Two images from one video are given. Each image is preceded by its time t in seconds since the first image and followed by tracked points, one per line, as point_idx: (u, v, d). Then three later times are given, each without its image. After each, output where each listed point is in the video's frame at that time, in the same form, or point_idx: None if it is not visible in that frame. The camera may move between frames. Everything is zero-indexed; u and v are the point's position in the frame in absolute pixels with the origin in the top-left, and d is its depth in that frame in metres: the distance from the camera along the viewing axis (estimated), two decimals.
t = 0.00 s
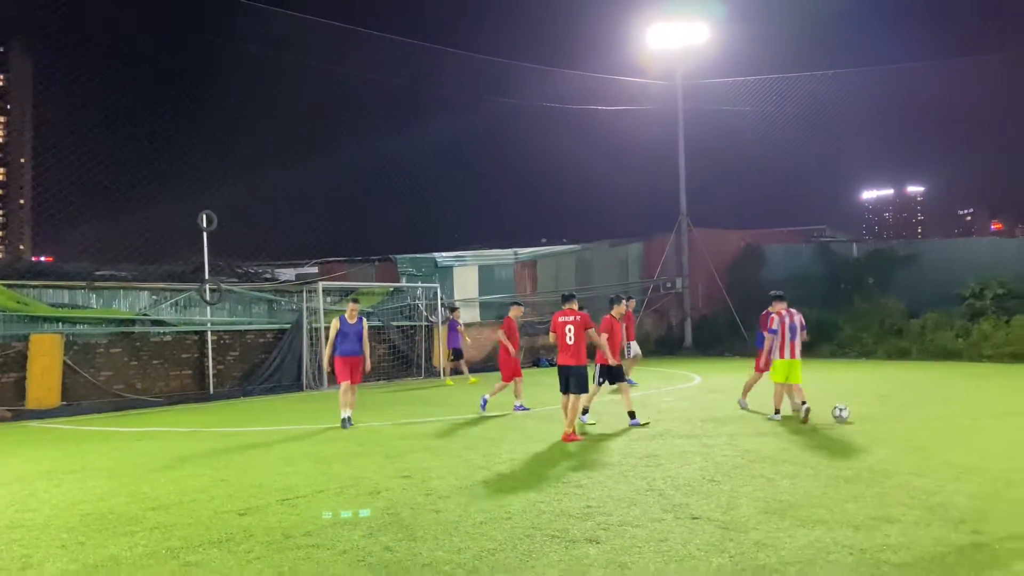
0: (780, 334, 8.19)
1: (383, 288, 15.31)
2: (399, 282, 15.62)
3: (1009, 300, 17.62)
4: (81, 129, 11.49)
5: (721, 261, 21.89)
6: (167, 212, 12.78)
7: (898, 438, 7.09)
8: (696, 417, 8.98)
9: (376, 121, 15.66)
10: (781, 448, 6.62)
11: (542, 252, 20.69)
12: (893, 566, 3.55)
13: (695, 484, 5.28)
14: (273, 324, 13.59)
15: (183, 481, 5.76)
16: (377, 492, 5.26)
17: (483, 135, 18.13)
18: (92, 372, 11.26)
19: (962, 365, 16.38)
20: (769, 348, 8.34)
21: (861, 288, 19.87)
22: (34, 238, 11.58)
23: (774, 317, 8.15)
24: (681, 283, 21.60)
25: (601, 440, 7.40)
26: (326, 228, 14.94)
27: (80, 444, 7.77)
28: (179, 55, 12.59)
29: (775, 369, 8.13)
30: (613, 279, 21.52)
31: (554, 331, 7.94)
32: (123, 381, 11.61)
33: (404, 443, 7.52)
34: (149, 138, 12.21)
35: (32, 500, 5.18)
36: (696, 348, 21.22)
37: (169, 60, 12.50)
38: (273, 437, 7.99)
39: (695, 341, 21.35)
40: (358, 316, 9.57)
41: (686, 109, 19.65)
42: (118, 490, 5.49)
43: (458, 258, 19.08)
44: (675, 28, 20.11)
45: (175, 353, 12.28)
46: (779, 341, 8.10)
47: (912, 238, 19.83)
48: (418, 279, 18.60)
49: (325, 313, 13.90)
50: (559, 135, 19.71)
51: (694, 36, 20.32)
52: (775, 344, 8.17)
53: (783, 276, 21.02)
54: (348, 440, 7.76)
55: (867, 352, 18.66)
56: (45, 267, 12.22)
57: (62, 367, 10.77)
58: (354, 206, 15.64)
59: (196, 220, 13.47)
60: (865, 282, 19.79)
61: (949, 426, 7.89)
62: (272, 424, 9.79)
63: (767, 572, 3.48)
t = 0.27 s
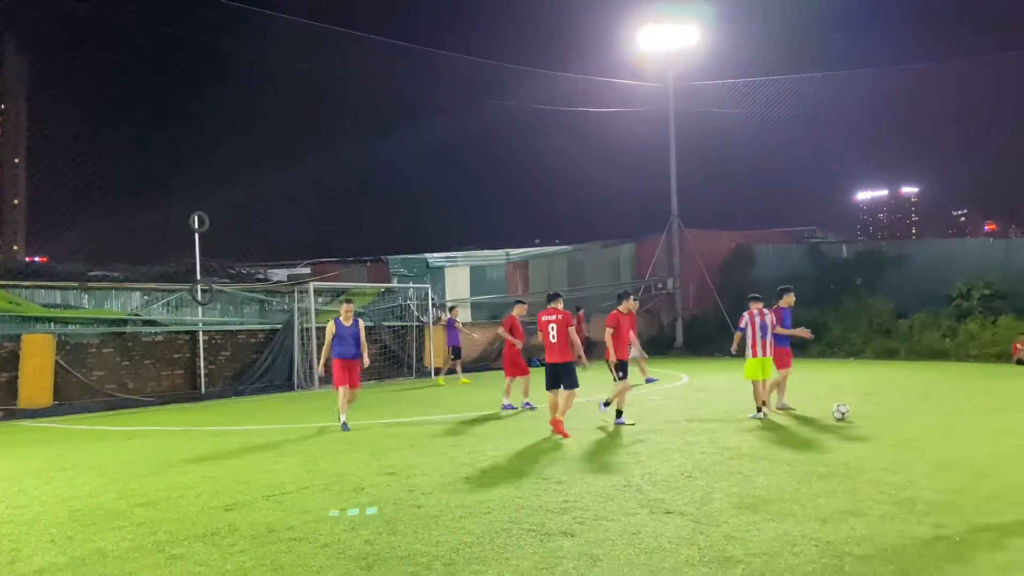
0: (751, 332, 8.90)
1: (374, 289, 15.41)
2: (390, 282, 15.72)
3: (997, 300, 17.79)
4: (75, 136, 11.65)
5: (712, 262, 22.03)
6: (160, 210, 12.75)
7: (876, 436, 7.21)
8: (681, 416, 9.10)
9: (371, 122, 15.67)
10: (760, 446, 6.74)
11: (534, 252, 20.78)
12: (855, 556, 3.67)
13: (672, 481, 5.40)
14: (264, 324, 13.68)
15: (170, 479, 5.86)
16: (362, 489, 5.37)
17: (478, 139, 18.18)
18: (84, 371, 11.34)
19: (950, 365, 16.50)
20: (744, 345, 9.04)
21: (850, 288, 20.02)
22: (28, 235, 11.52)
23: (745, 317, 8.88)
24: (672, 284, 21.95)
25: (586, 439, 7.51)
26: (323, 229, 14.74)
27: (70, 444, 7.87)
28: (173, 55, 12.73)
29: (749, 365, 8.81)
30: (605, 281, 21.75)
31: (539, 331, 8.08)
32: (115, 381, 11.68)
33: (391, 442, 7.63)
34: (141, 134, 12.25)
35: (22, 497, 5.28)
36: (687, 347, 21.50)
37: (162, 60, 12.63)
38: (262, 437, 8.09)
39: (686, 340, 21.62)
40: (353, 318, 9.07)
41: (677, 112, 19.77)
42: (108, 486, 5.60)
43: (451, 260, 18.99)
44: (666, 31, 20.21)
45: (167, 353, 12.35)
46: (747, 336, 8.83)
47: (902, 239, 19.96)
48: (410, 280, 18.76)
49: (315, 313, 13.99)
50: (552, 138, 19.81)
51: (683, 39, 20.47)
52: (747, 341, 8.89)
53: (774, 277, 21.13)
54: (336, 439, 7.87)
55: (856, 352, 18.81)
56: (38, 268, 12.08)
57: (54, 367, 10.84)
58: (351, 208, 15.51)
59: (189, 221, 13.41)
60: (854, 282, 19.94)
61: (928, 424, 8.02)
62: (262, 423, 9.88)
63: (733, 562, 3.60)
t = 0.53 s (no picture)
0: (726, 333, 9.46)
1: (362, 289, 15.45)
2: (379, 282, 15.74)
3: (981, 299, 18.00)
4: (67, 141, 11.76)
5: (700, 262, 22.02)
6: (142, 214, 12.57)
7: (853, 432, 7.32)
8: (661, 415, 9.21)
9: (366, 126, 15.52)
10: (738, 443, 6.84)
11: (524, 252, 20.10)
12: (816, 547, 3.77)
13: (646, 475, 5.50)
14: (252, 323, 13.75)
15: (153, 476, 5.93)
16: (341, 484, 5.45)
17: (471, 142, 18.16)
18: (72, 370, 11.37)
19: (933, 365, 16.68)
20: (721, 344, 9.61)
21: (837, 288, 20.19)
22: (17, 234, 11.62)
23: (723, 318, 9.43)
24: (661, 284, 21.58)
25: (566, 436, 7.62)
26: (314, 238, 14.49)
27: (56, 441, 7.92)
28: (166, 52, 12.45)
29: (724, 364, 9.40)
30: (596, 280, 20.95)
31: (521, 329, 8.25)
32: (103, 379, 11.73)
33: (373, 440, 7.71)
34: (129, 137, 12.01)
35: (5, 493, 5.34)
36: (675, 348, 21.43)
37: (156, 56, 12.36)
38: (245, 435, 8.16)
39: (674, 341, 21.52)
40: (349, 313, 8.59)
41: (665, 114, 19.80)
42: (90, 482, 5.67)
43: (440, 261, 18.72)
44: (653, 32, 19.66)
45: (154, 352, 12.41)
46: (723, 337, 9.40)
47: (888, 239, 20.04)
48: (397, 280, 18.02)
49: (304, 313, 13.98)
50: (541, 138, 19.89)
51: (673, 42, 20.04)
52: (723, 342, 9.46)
53: (762, 277, 21.21)
54: (319, 438, 7.94)
55: (842, 352, 18.97)
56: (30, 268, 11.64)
57: (41, 366, 10.86)
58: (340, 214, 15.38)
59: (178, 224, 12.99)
60: (840, 282, 20.11)
61: (905, 421, 8.14)
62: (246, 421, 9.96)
63: (696, 552, 3.70)
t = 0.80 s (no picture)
0: (702, 329, 9.77)
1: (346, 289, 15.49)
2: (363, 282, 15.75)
3: (962, 300, 18.17)
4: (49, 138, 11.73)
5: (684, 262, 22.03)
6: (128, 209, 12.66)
7: (827, 430, 7.40)
8: (639, 413, 9.32)
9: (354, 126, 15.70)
10: (712, 439, 6.91)
11: (510, 252, 19.95)
12: (775, 537, 3.86)
13: (617, 471, 5.57)
14: (235, 322, 13.78)
15: (128, 472, 5.98)
16: (315, 480, 5.51)
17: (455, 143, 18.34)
18: (53, 369, 11.36)
19: (913, 364, 16.85)
20: (697, 340, 9.92)
21: (820, 289, 20.34)
22: None
23: (700, 314, 9.73)
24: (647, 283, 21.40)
25: (542, 434, 7.71)
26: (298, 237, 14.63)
27: (34, 440, 7.95)
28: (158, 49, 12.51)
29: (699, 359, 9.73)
30: (581, 280, 20.94)
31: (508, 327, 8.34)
32: (84, 378, 11.73)
33: (352, 438, 7.78)
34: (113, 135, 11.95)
35: None
36: (659, 348, 21.57)
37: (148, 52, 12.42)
38: (224, 433, 8.21)
39: (660, 342, 21.66)
40: (344, 311, 8.49)
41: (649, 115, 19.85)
42: (66, 479, 5.71)
43: (424, 259, 18.92)
44: (636, 33, 19.63)
45: (137, 351, 12.42)
46: (700, 333, 9.72)
47: (871, 240, 20.18)
48: (382, 280, 18.32)
49: (287, 313, 14.03)
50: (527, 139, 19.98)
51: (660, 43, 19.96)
52: (700, 338, 9.78)
53: (745, 278, 21.35)
54: (298, 436, 8.01)
55: (825, 352, 19.11)
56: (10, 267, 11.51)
57: (22, 365, 10.84)
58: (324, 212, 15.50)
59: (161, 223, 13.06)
60: (823, 283, 20.26)
61: (880, 420, 8.23)
62: (227, 420, 10.00)
63: (657, 543, 3.77)
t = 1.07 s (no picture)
0: (674, 330, 9.97)
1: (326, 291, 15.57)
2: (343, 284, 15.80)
3: (938, 300, 18.44)
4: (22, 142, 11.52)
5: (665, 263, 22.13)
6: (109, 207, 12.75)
7: (793, 431, 7.56)
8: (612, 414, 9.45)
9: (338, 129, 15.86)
10: (681, 440, 7.05)
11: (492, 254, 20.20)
12: (730, 535, 3.97)
13: (584, 471, 5.69)
14: (216, 324, 13.63)
15: (101, 473, 6.04)
16: (286, 480, 5.59)
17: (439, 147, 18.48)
18: (31, 371, 11.34)
19: (888, 364, 17.10)
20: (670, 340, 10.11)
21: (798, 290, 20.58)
22: None
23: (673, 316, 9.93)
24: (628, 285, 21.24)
25: (514, 434, 7.83)
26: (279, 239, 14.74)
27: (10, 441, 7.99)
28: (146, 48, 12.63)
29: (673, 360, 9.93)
30: (562, 281, 21.04)
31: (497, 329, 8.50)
32: (62, 380, 11.72)
33: (327, 438, 7.87)
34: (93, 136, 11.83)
35: None
36: (640, 349, 21.73)
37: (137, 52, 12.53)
38: (200, 434, 8.28)
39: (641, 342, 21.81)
40: (333, 315, 8.25)
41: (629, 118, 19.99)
42: (39, 480, 5.77)
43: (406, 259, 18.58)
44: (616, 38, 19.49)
45: (115, 353, 12.38)
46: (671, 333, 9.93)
47: (849, 241, 20.41)
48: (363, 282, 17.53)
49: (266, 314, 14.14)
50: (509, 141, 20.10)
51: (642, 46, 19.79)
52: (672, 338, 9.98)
53: (725, 279, 21.56)
54: (272, 437, 8.09)
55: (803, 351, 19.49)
56: None
57: None
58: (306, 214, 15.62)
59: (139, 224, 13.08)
60: (801, 284, 20.48)
61: (845, 421, 8.41)
62: (204, 421, 10.06)
63: (614, 540, 3.88)
